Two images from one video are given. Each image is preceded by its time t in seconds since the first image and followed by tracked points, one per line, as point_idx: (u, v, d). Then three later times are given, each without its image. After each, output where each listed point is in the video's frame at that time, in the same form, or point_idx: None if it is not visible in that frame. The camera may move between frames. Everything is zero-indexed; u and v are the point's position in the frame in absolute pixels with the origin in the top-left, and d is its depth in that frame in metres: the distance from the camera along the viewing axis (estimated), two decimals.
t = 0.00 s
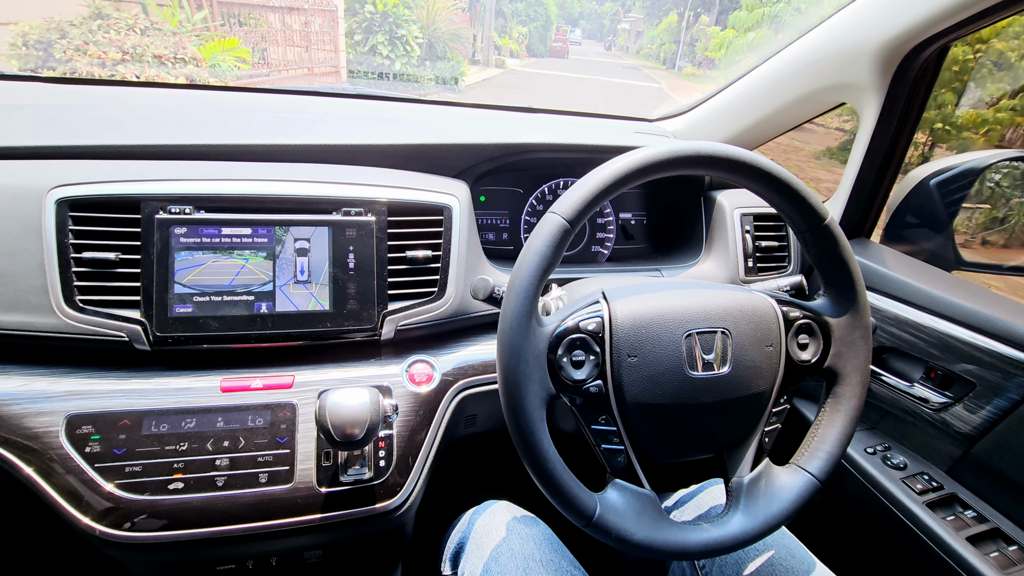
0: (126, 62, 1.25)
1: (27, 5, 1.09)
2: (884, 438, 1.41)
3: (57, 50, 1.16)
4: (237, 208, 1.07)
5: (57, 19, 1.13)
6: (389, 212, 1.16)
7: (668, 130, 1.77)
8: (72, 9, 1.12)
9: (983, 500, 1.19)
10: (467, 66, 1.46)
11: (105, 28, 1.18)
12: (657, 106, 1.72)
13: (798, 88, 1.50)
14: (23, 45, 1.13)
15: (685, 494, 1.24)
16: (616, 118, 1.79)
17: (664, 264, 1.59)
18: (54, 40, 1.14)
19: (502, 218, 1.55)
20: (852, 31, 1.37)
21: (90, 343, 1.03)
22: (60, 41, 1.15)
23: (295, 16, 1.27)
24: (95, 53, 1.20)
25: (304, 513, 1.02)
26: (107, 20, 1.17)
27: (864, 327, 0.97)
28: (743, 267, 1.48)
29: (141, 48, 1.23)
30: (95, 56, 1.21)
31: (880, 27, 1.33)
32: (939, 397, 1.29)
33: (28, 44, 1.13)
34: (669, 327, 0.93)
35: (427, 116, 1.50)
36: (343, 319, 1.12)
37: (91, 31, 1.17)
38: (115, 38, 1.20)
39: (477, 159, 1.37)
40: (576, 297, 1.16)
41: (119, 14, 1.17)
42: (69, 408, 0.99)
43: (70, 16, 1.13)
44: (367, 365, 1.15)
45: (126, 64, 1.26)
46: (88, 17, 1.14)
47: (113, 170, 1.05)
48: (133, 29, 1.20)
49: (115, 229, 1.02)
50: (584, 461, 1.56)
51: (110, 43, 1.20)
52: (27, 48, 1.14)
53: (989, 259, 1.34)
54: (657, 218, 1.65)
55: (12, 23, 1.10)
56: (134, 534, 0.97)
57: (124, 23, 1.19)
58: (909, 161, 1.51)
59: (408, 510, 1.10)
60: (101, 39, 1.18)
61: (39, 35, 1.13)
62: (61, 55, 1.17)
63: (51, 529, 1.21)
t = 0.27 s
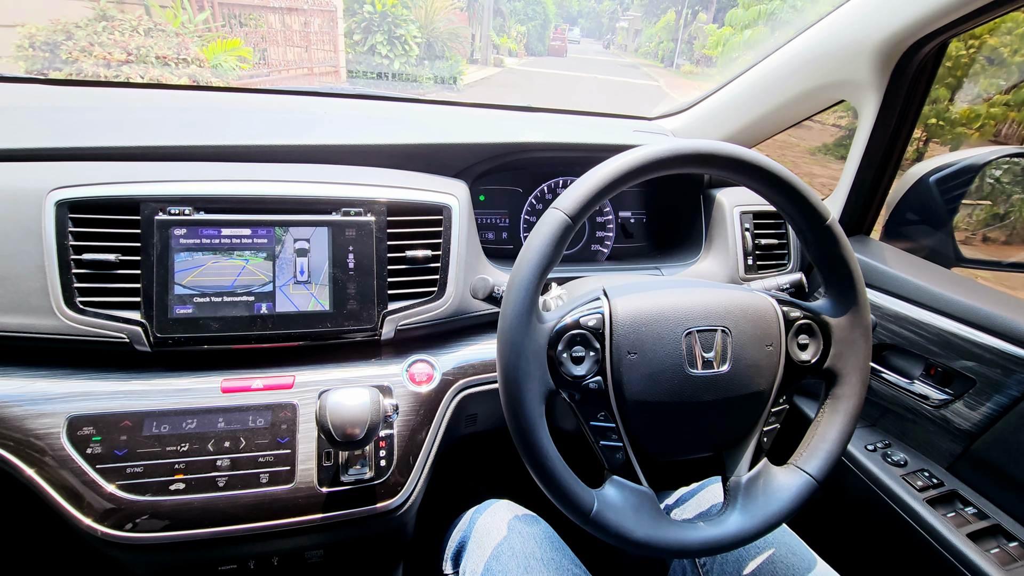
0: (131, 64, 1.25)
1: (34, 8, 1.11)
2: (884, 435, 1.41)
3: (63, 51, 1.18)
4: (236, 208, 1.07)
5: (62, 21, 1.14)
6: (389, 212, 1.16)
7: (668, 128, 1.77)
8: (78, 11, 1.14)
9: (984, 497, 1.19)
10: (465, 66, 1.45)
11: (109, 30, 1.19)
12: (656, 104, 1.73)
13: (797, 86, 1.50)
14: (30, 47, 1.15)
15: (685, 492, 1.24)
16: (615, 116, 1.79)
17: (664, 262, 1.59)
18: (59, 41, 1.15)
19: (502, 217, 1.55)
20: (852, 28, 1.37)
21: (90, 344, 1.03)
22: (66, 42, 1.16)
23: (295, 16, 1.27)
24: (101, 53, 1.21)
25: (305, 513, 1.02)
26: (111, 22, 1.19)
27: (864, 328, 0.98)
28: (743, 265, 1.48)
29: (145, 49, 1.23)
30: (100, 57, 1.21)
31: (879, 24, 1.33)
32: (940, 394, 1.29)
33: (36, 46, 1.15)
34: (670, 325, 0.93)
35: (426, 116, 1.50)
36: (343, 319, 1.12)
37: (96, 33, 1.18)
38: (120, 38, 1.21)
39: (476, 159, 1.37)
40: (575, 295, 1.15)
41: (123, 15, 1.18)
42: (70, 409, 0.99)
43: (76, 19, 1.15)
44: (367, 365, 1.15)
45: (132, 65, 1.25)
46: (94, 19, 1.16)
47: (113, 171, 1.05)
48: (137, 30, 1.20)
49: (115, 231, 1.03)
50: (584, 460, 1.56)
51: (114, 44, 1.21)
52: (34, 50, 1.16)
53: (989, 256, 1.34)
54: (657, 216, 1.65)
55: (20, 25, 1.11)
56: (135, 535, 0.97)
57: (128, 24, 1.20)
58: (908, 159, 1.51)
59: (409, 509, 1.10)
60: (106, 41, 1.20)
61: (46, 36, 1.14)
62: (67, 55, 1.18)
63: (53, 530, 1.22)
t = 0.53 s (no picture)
0: (135, 65, 1.26)
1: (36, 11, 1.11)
2: (884, 434, 1.41)
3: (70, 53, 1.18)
4: (235, 211, 1.07)
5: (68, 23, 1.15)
6: (388, 214, 1.16)
7: (666, 127, 1.77)
8: (84, 14, 1.15)
9: (984, 495, 1.20)
10: (464, 65, 1.44)
11: (115, 31, 1.20)
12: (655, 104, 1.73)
13: (796, 85, 1.50)
14: (37, 49, 1.14)
15: (684, 492, 1.24)
16: (614, 116, 1.79)
17: (663, 262, 1.59)
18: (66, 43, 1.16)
19: (501, 218, 1.55)
20: (851, 27, 1.37)
21: (90, 348, 1.03)
22: (73, 43, 1.16)
23: (294, 18, 1.27)
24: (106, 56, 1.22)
25: (307, 515, 1.03)
26: (116, 24, 1.19)
27: (864, 352, 0.97)
28: (742, 264, 1.49)
29: (150, 50, 1.24)
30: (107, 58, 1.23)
31: (878, 23, 1.33)
32: (939, 392, 1.29)
33: (43, 49, 1.15)
34: (672, 322, 0.93)
35: (425, 117, 1.50)
36: (343, 321, 1.13)
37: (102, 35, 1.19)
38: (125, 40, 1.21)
39: (475, 160, 1.37)
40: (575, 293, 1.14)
41: (127, 17, 1.18)
42: (71, 413, 1.00)
43: (82, 21, 1.16)
44: (367, 367, 1.15)
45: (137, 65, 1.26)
46: (99, 21, 1.17)
47: (112, 175, 1.05)
48: (142, 31, 1.21)
49: (115, 234, 1.03)
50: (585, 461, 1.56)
51: (120, 45, 1.21)
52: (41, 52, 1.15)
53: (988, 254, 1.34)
54: (656, 216, 1.65)
55: (27, 27, 1.12)
56: (137, 538, 0.97)
57: (133, 26, 1.20)
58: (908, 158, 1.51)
59: (410, 511, 1.10)
60: (112, 42, 1.20)
61: (53, 38, 1.14)
62: (75, 57, 1.18)
63: (55, 533, 1.22)
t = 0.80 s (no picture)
0: (141, 64, 1.27)
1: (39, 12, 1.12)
2: (884, 431, 1.41)
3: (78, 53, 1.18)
4: (235, 210, 1.07)
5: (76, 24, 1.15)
6: (387, 213, 1.16)
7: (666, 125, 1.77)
8: (90, 15, 1.15)
9: (984, 491, 1.20)
10: (463, 64, 1.44)
11: (121, 31, 1.20)
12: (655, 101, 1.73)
13: (795, 83, 1.50)
14: (45, 49, 1.15)
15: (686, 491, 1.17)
16: (614, 114, 1.79)
17: (663, 260, 1.59)
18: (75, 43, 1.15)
19: (501, 216, 1.55)
20: (850, 24, 1.37)
21: (90, 348, 1.03)
22: (80, 43, 1.16)
23: (294, 18, 1.27)
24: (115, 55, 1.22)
25: (308, 513, 1.03)
26: (123, 25, 1.20)
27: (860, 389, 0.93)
28: (742, 262, 1.49)
29: (155, 49, 1.25)
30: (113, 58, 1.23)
31: (877, 20, 1.33)
32: (939, 389, 1.30)
33: (51, 49, 1.15)
34: (676, 316, 0.92)
35: (424, 116, 1.50)
36: (344, 320, 1.13)
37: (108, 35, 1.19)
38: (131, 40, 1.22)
39: (475, 158, 1.37)
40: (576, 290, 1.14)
41: (132, 18, 1.19)
42: (71, 412, 1.00)
43: (87, 22, 1.16)
44: (368, 366, 1.15)
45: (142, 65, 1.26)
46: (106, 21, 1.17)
47: (112, 174, 1.05)
48: (147, 32, 1.22)
49: (115, 233, 1.03)
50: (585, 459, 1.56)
51: (126, 44, 1.22)
52: (49, 52, 1.15)
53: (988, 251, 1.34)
54: (656, 214, 1.65)
55: (36, 28, 1.13)
56: (138, 537, 0.98)
57: (138, 27, 1.21)
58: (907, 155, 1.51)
59: (411, 509, 1.10)
60: (118, 42, 1.21)
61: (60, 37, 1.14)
62: (83, 56, 1.18)
63: (56, 533, 1.22)
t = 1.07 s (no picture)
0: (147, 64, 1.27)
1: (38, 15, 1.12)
2: (883, 431, 1.41)
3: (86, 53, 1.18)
4: (232, 212, 1.07)
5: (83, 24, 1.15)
6: (384, 214, 1.16)
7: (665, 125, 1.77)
8: (97, 16, 1.15)
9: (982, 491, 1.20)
10: (462, 64, 1.44)
11: (128, 32, 1.21)
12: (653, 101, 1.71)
13: (793, 82, 1.50)
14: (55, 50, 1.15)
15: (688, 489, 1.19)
16: (613, 114, 1.78)
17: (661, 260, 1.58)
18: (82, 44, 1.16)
19: (499, 217, 1.54)
20: (848, 24, 1.36)
21: (87, 350, 1.03)
22: (89, 44, 1.17)
23: (295, 18, 1.27)
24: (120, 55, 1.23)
25: (306, 516, 1.03)
26: (129, 25, 1.20)
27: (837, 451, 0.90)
28: (741, 263, 1.49)
29: (161, 49, 1.25)
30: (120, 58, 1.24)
31: (876, 19, 1.32)
32: (938, 389, 1.29)
33: (61, 49, 1.15)
34: (682, 316, 0.89)
35: (423, 116, 1.49)
36: (341, 321, 1.13)
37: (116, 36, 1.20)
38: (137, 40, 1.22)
39: (473, 159, 1.37)
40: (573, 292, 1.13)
41: (138, 19, 1.19)
42: (68, 415, 1.00)
43: (94, 24, 1.16)
44: (366, 368, 1.15)
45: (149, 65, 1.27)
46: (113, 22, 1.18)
47: (109, 177, 1.05)
48: (153, 32, 1.22)
49: (111, 235, 1.03)
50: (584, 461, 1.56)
51: (132, 44, 1.23)
52: (59, 53, 1.15)
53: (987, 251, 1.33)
54: (654, 214, 1.65)
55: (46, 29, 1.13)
56: (136, 540, 0.98)
57: (145, 27, 1.21)
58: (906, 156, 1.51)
59: (409, 511, 1.10)
60: (124, 42, 1.22)
61: (70, 38, 1.15)
62: (91, 57, 1.19)
63: (54, 535, 1.22)
